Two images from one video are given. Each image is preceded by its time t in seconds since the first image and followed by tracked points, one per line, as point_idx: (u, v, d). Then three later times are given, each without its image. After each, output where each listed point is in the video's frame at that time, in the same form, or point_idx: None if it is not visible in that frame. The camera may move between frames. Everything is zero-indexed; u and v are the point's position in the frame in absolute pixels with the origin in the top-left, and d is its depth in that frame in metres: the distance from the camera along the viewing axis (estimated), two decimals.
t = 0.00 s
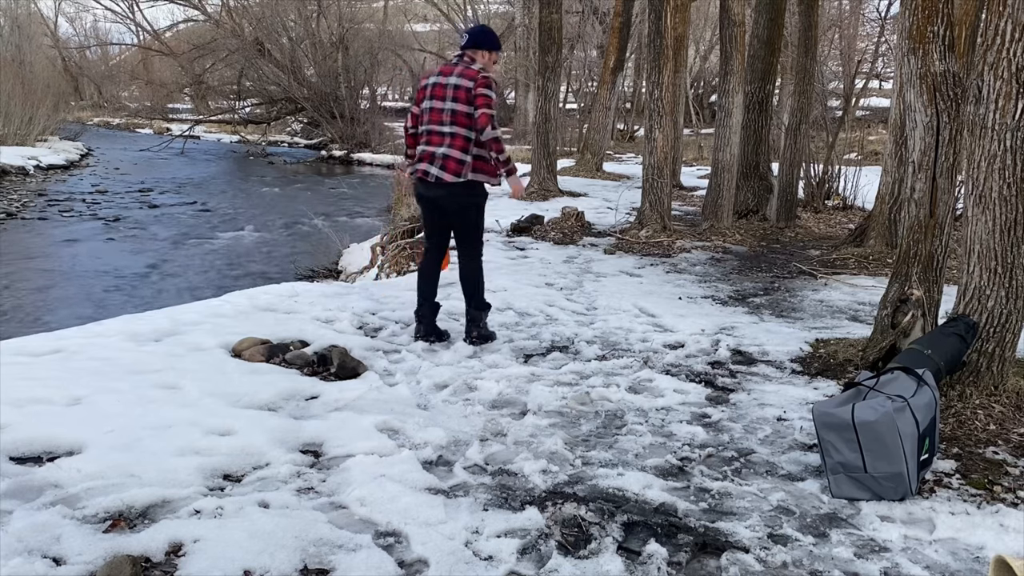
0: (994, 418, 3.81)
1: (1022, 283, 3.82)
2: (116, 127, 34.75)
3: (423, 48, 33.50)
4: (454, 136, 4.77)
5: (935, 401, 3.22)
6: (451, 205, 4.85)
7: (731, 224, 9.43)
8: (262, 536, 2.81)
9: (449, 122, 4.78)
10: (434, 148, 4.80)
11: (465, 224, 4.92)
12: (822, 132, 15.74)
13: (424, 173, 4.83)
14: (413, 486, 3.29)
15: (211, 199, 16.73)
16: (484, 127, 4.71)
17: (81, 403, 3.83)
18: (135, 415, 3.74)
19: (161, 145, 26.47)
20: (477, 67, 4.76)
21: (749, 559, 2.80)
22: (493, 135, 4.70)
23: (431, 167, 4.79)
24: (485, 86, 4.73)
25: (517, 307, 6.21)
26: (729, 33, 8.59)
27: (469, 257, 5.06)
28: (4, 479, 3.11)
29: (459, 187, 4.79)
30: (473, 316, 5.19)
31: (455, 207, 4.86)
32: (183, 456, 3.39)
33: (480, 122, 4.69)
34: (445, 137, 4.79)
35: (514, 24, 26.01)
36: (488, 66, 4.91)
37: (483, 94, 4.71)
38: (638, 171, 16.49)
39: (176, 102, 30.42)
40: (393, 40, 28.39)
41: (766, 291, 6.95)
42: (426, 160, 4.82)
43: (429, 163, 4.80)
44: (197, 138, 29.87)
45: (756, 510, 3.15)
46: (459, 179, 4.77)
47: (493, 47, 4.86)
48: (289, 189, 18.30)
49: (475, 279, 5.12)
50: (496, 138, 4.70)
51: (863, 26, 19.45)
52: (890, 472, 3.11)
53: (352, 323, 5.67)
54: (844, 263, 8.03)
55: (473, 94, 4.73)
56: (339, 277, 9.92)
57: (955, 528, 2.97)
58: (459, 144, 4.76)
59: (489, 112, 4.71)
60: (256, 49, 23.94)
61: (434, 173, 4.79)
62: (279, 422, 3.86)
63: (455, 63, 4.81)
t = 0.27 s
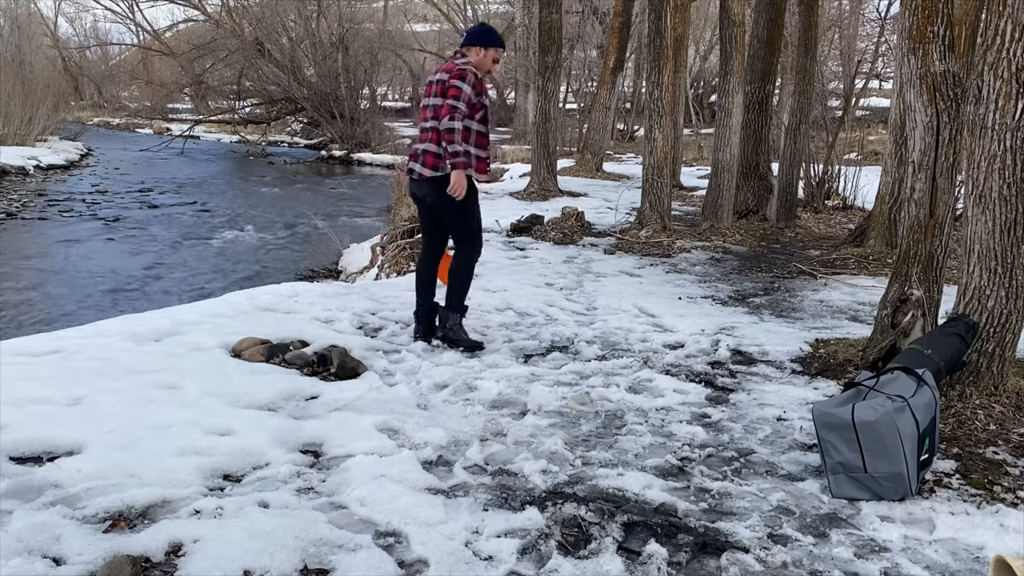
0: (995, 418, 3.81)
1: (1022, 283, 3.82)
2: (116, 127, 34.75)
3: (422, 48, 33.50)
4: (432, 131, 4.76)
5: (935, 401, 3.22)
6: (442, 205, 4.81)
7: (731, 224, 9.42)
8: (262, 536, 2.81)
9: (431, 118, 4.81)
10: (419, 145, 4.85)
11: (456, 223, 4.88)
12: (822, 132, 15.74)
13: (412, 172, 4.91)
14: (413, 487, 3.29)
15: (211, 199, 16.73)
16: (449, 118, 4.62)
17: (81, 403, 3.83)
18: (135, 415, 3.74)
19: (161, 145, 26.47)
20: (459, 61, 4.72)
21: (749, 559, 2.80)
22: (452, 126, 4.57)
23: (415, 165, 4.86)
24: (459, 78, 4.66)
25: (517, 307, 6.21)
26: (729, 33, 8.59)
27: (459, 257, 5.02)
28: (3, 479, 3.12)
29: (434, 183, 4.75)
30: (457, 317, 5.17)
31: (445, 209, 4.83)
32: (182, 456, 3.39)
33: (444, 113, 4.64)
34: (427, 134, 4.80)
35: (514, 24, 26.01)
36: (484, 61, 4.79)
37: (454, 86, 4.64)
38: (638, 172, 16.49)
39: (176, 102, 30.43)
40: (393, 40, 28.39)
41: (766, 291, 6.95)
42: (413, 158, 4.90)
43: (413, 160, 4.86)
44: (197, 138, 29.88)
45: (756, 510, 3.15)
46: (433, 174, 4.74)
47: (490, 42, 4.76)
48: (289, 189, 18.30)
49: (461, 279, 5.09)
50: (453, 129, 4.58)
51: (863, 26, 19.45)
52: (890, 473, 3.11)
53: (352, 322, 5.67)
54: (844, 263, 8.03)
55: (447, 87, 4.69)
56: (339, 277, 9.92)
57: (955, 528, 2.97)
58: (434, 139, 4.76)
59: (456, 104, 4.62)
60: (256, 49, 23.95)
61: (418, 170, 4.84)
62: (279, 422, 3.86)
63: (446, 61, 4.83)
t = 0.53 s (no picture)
0: (995, 418, 3.81)
1: (1023, 283, 3.82)
2: (116, 127, 34.76)
3: (422, 48, 33.51)
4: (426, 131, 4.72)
5: (935, 401, 3.22)
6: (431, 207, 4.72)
7: (731, 224, 9.43)
8: (262, 536, 2.81)
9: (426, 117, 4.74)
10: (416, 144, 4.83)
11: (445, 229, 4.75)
12: (822, 132, 15.73)
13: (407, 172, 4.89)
14: (413, 487, 3.29)
15: (211, 199, 16.73)
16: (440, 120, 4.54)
17: (81, 403, 3.83)
18: (135, 415, 3.74)
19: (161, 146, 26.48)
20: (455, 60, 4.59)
21: (749, 559, 2.80)
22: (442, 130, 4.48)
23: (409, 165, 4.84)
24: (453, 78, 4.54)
25: (517, 307, 6.21)
26: (729, 33, 8.60)
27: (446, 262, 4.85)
28: (3, 479, 3.11)
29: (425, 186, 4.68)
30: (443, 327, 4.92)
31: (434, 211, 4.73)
32: (183, 456, 3.39)
33: (434, 115, 4.55)
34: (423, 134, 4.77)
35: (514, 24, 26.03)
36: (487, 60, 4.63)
37: (446, 86, 4.53)
38: (637, 172, 16.49)
39: (176, 102, 30.43)
40: (393, 40, 28.39)
41: (766, 291, 6.95)
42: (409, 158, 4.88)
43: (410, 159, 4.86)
44: (197, 138, 29.88)
45: (756, 510, 3.15)
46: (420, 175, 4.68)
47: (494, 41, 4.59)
48: (289, 189, 18.30)
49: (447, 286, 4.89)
50: (444, 133, 4.48)
51: (864, 26, 19.46)
52: (890, 473, 3.11)
53: (352, 323, 5.67)
54: (844, 263, 8.03)
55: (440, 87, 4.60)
56: (339, 277, 9.92)
57: (955, 528, 2.97)
58: (425, 141, 4.70)
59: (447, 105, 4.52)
60: (256, 49, 23.96)
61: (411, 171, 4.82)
62: (279, 422, 3.86)
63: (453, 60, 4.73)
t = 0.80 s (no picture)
0: (994, 418, 3.81)
1: (1023, 283, 3.82)
2: (116, 127, 34.76)
3: (422, 48, 33.51)
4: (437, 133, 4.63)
5: (935, 401, 3.22)
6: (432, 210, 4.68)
7: (731, 224, 9.43)
8: (262, 536, 2.81)
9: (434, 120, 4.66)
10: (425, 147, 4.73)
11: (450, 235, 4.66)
12: (822, 132, 15.73)
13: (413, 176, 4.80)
14: (413, 486, 3.29)
15: (210, 199, 16.72)
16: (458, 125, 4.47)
17: (81, 403, 3.83)
18: (135, 415, 3.74)
19: (161, 146, 26.47)
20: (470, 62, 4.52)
21: (749, 559, 2.80)
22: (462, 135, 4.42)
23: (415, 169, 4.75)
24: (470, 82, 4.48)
25: (517, 307, 6.21)
26: (729, 33, 8.60)
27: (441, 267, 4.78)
28: (3, 479, 3.11)
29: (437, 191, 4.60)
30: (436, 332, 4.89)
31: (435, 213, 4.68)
32: (183, 456, 3.39)
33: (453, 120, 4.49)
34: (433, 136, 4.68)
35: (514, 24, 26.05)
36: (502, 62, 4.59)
37: (463, 91, 4.47)
38: (637, 172, 16.49)
39: (176, 102, 30.43)
40: (393, 40, 28.40)
41: (766, 291, 6.95)
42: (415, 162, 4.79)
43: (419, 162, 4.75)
44: (197, 138, 29.89)
45: (756, 510, 3.15)
46: (430, 180, 4.59)
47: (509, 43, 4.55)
48: (289, 189, 18.30)
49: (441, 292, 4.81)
50: (465, 139, 4.42)
51: (863, 26, 19.46)
52: (890, 473, 3.11)
53: (352, 322, 5.67)
54: (844, 263, 8.03)
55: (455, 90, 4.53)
56: (339, 277, 9.92)
57: (955, 528, 2.97)
58: (434, 144, 4.62)
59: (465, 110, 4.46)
60: (256, 49, 23.96)
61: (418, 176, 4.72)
62: (279, 422, 3.86)
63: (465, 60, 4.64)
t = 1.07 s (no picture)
0: (994, 418, 3.81)
1: (1023, 283, 3.82)
2: (116, 127, 34.75)
3: (422, 48, 33.52)
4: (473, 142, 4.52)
5: (935, 401, 3.22)
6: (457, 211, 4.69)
7: (731, 224, 9.43)
8: (262, 536, 2.81)
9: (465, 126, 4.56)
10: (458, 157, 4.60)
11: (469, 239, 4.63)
12: (822, 132, 15.73)
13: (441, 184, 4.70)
14: (413, 486, 3.29)
15: (210, 199, 16.72)
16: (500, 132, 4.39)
17: (81, 403, 3.83)
18: (135, 415, 3.74)
19: (161, 146, 26.47)
20: (505, 66, 4.43)
21: (749, 559, 2.80)
22: (507, 143, 4.35)
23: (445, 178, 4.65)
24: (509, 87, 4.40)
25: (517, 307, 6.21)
26: (730, 33, 8.60)
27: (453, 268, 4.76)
28: (4, 479, 3.11)
29: (469, 199, 4.54)
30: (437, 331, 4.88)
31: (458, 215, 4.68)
32: (183, 456, 3.39)
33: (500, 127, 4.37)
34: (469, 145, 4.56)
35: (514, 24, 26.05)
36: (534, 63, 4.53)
37: (503, 96, 4.38)
38: (637, 172, 16.49)
39: (176, 102, 30.44)
40: (393, 40, 28.40)
41: (766, 291, 6.95)
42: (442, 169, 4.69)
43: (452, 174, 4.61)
44: (197, 138, 29.89)
45: (756, 510, 3.15)
46: (466, 187, 4.52)
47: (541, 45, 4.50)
48: (289, 189, 18.30)
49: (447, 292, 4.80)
50: (514, 144, 4.34)
51: (864, 26, 19.47)
52: (890, 473, 3.11)
53: (352, 322, 5.67)
54: (843, 263, 8.03)
55: (493, 96, 4.43)
56: (339, 277, 9.92)
57: (955, 528, 2.97)
58: (468, 151, 4.54)
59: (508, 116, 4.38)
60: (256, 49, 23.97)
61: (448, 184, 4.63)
62: (279, 422, 3.86)
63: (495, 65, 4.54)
